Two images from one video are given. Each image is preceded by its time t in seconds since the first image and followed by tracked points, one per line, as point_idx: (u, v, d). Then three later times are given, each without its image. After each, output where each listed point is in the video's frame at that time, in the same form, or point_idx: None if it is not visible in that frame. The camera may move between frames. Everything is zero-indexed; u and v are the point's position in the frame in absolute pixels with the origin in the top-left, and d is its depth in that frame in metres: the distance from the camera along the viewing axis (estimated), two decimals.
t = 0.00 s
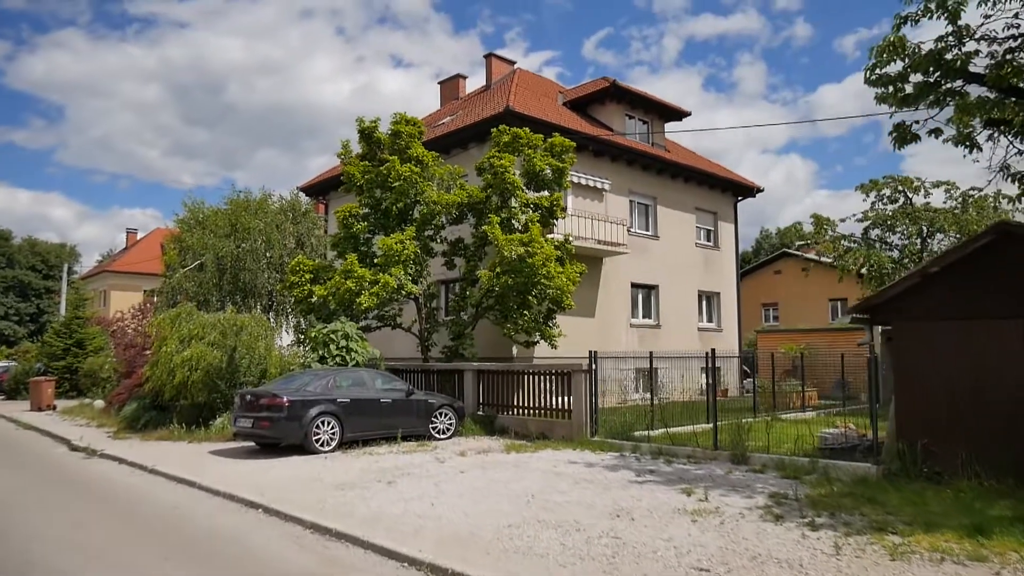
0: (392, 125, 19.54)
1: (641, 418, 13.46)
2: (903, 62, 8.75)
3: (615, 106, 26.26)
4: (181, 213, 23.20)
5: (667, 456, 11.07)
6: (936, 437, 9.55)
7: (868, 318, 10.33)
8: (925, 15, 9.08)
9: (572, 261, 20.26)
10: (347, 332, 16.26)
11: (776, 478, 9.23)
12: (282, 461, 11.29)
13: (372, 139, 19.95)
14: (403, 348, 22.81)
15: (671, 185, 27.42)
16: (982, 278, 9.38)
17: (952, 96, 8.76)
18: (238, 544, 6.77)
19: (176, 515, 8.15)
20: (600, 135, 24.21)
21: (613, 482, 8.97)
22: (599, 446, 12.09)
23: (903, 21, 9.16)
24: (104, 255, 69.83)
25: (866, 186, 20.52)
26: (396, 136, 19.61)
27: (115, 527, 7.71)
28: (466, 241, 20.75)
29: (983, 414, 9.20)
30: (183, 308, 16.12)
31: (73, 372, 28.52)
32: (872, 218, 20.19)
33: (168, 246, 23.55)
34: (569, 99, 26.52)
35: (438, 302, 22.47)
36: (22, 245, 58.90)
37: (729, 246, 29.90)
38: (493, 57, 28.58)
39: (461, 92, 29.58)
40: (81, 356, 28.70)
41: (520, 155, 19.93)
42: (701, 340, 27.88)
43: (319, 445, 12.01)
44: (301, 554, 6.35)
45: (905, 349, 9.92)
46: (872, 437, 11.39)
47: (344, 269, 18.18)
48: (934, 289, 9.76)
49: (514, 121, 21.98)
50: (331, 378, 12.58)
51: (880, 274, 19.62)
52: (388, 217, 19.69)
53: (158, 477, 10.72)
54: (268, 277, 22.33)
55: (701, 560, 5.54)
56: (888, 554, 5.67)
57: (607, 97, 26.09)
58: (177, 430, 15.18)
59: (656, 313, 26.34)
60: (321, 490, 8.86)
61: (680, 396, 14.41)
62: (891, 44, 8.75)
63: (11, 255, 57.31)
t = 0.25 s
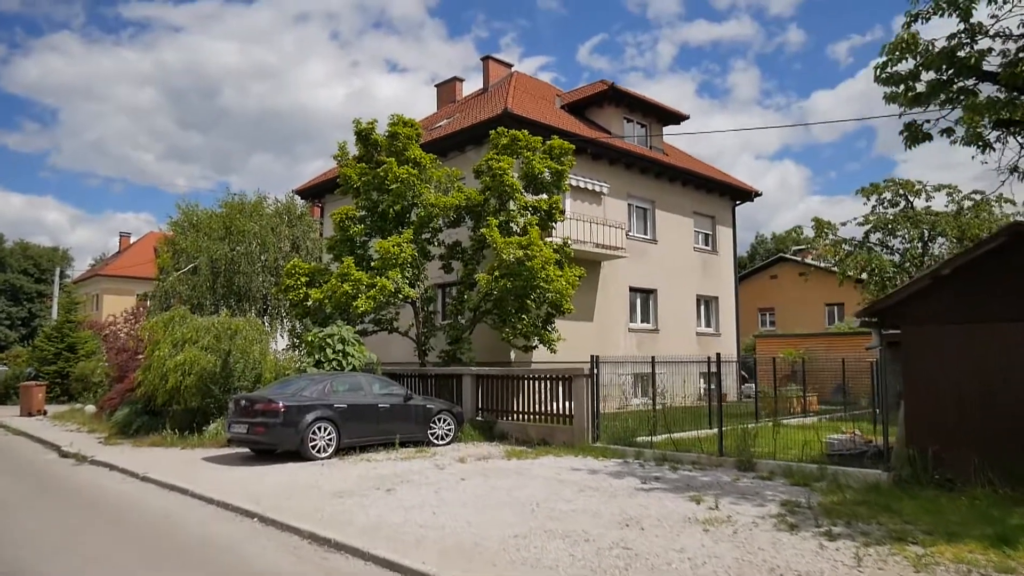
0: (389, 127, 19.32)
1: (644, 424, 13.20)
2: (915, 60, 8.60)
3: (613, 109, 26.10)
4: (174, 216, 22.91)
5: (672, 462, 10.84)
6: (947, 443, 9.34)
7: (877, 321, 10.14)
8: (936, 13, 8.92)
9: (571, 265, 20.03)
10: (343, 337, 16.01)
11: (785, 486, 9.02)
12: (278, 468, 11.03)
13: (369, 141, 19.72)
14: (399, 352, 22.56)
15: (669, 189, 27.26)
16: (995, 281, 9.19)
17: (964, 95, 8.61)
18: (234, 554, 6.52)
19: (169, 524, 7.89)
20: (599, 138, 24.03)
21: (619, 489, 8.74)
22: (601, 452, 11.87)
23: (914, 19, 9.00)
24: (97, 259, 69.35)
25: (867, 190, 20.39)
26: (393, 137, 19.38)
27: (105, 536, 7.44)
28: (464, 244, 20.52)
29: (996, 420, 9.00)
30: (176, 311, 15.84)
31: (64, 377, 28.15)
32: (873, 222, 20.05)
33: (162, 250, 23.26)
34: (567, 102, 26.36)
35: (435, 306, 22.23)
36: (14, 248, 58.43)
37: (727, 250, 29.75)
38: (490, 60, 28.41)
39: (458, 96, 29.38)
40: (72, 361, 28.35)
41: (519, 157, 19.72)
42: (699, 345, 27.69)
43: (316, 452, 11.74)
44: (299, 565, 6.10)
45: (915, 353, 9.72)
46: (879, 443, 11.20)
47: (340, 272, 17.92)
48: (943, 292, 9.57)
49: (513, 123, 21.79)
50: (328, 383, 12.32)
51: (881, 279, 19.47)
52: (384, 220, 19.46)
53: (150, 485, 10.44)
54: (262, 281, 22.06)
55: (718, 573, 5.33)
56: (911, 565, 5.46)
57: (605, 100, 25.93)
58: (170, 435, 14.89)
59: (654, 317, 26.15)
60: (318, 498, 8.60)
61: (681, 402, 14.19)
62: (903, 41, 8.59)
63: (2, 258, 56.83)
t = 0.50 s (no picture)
0: (389, 129, 19.10)
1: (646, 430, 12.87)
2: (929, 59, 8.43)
3: (614, 113, 25.94)
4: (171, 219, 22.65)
5: (680, 471, 10.61)
6: (963, 451, 9.12)
7: (890, 326, 9.92)
8: (950, 12, 8.76)
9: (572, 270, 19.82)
10: (343, 342, 15.76)
11: (798, 495, 8.79)
12: (276, 476, 10.77)
13: (368, 144, 19.51)
14: (398, 357, 22.32)
15: (670, 193, 27.07)
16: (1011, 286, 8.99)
17: (979, 95, 8.43)
18: (231, 568, 6.26)
19: (164, 535, 7.62)
20: (600, 142, 23.84)
21: (628, 498, 8.51)
22: (607, 460, 11.64)
23: (927, 18, 8.84)
24: (92, 264, 68.92)
25: (870, 195, 20.22)
26: (393, 140, 19.17)
27: (97, 548, 7.18)
28: (464, 248, 20.30)
29: (1014, 427, 8.80)
30: (172, 316, 15.57)
31: (58, 383, 27.82)
32: (877, 226, 19.88)
33: (158, 254, 22.98)
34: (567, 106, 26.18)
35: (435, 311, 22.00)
36: (9, 253, 58.06)
37: (728, 255, 29.57)
38: (490, 64, 28.23)
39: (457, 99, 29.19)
40: (66, 366, 28.03)
41: (520, 161, 19.51)
42: (700, 351, 27.48)
43: (315, 460, 11.49)
44: None
45: (929, 359, 9.51)
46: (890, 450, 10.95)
47: (339, 276, 17.68)
48: (959, 296, 9.37)
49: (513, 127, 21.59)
50: (328, 390, 12.07)
51: (885, 283, 19.29)
52: (384, 224, 19.23)
53: (145, 494, 10.16)
54: (260, 285, 21.80)
55: None
56: None
57: (606, 104, 25.76)
58: (165, 442, 14.62)
59: (655, 323, 25.93)
60: (318, 508, 8.35)
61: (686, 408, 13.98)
62: (916, 40, 8.42)
63: None
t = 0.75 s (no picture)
0: (391, 131, 18.90)
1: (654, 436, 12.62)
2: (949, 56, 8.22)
3: (617, 116, 25.75)
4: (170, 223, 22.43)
5: (691, 479, 10.36)
6: (982, 458, 8.88)
7: (905, 330, 9.68)
8: (969, 9, 8.55)
9: (576, 274, 19.57)
10: (345, 346, 15.51)
11: (814, 503, 8.55)
12: (277, 483, 10.52)
13: (370, 146, 19.32)
14: (400, 362, 22.09)
15: (673, 197, 26.87)
16: None
17: (1000, 93, 8.22)
18: None
19: (162, 544, 7.37)
20: (603, 145, 23.65)
21: (641, 507, 8.26)
22: (615, 467, 11.38)
23: (945, 15, 8.63)
24: (91, 269, 68.65)
25: (877, 198, 20.00)
26: (395, 142, 18.96)
27: (92, 558, 6.91)
28: (466, 252, 20.09)
29: None
30: (171, 320, 15.33)
31: (56, 389, 27.55)
32: (884, 230, 19.66)
33: (157, 258, 22.75)
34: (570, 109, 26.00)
35: (437, 316, 21.77)
36: (8, 258, 57.81)
37: (731, 259, 29.36)
38: (492, 67, 28.06)
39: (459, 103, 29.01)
40: (64, 371, 27.77)
41: (523, 163, 19.30)
42: (703, 356, 27.24)
43: (317, 467, 11.24)
44: None
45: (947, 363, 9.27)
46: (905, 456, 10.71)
47: (341, 280, 17.44)
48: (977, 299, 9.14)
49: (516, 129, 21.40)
50: (329, 395, 11.82)
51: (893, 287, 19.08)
52: (385, 227, 19.01)
53: (142, 501, 9.91)
54: (260, 289, 21.56)
55: None
56: None
57: (609, 107, 25.58)
58: (164, 449, 14.36)
59: (659, 327, 25.69)
60: (321, 517, 8.09)
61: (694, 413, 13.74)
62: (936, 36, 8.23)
63: None
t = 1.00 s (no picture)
0: (391, 134, 18.68)
1: (659, 442, 12.39)
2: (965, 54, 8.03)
3: (617, 120, 25.58)
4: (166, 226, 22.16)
5: (699, 487, 10.13)
6: (998, 466, 8.67)
7: (918, 334, 9.48)
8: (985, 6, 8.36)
9: (577, 278, 19.33)
10: (343, 351, 15.26)
11: (827, 512, 8.33)
12: (275, 492, 10.26)
13: (369, 149, 19.11)
14: (398, 367, 21.83)
15: (673, 201, 26.69)
16: None
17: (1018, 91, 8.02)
18: None
19: (156, 556, 7.11)
20: (603, 148, 23.46)
21: (650, 515, 8.03)
22: (620, 474, 11.14)
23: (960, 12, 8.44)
24: (86, 273, 68.18)
25: (881, 202, 19.84)
26: (394, 145, 18.75)
27: (82, 570, 6.65)
28: (466, 256, 19.87)
29: None
30: (167, 324, 15.06)
31: (49, 394, 27.20)
32: (888, 234, 19.50)
33: (152, 262, 22.48)
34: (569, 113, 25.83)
35: (436, 320, 21.53)
36: (3, 263, 57.40)
37: (731, 264, 29.18)
38: (490, 71, 27.87)
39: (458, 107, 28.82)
40: (57, 377, 27.43)
41: (523, 166, 19.09)
42: (704, 361, 27.02)
43: (315, 474, 10.98)
44: None
45: (960, 368, 9.07)
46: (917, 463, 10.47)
47: (339, 284, 17.21)
48: (992, 303, 8.95)
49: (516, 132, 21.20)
50: (328, 401, 11.57)
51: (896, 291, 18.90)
52: (384, 231, 18.78)
53: (136, 510, 9.63)
54: (257, 294, 21.29)
55: None
56: None
57: (609, 111, 25.41)
58: (158, 456, 14.08)
59: (659, 332, 25.48)
60: (320, 528, 7.83)
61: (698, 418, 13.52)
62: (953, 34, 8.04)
63: None
